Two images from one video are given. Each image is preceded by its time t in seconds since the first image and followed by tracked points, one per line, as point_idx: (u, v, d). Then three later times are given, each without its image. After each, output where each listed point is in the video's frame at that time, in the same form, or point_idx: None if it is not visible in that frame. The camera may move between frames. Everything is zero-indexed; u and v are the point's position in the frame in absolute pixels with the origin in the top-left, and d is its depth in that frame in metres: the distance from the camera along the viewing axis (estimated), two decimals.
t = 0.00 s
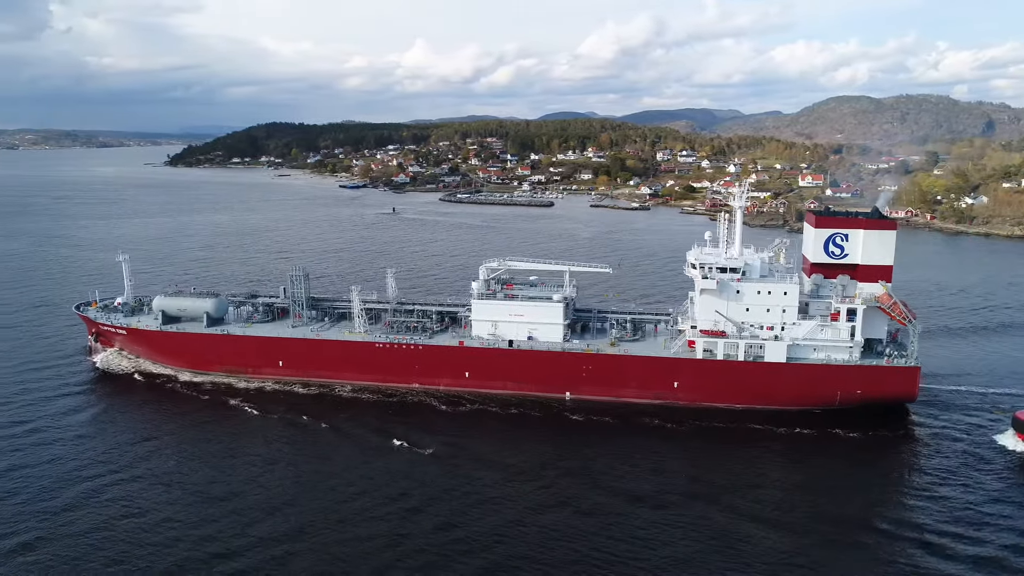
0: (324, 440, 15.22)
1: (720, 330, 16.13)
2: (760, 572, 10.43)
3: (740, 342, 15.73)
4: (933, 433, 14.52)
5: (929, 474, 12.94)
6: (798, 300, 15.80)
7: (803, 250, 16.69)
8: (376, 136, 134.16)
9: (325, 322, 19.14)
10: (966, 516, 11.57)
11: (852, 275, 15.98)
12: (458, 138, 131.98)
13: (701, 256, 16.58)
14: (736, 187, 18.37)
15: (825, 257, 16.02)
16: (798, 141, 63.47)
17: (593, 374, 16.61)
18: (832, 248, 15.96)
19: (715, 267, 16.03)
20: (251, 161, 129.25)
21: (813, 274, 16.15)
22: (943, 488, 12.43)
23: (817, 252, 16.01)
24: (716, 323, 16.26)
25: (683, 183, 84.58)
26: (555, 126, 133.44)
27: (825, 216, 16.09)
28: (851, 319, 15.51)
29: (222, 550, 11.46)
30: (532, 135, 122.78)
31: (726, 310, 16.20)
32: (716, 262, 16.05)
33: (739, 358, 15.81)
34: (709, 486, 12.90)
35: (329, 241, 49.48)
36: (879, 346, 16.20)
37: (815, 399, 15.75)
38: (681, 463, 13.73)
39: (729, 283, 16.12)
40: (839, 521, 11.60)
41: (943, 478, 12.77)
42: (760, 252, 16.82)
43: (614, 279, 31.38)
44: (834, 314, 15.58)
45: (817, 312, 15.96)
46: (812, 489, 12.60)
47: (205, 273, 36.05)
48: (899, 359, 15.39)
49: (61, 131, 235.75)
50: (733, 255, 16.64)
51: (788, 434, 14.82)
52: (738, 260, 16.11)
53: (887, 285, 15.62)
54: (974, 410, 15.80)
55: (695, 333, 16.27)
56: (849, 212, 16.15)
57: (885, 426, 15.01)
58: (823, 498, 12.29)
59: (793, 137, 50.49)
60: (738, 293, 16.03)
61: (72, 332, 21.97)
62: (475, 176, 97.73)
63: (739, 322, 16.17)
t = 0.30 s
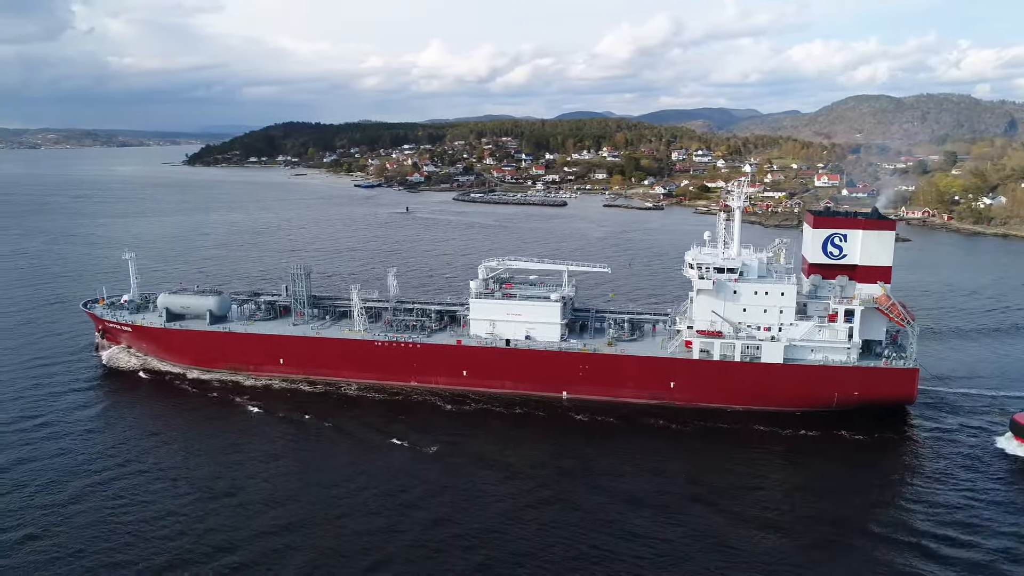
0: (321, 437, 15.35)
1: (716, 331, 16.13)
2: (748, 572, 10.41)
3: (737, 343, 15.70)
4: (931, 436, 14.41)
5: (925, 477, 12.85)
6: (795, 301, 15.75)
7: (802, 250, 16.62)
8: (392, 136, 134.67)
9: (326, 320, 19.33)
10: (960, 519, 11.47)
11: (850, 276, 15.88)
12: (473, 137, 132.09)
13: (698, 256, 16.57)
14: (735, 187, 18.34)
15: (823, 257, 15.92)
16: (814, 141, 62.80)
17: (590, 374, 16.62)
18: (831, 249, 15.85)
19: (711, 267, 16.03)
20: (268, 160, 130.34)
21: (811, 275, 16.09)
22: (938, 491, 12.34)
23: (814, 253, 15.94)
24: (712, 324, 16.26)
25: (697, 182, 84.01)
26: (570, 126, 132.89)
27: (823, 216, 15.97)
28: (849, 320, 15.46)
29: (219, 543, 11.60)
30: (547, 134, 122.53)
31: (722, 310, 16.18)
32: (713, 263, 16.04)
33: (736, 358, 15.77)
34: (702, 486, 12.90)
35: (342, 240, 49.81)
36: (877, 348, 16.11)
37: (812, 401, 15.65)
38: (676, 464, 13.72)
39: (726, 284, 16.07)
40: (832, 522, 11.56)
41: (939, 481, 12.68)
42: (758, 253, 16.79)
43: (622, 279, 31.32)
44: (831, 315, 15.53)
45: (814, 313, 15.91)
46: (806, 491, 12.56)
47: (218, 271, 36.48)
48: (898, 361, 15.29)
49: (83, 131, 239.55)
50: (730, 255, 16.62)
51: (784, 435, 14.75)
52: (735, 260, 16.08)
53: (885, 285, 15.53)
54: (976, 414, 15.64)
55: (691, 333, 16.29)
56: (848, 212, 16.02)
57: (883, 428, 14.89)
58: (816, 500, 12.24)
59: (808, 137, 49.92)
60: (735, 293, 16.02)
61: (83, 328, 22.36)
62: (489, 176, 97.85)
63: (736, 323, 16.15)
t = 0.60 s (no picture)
0: (322, 433, 15.51)
1: (715, 332, 16.09)
2: (741, 572, 10.44)
3: (735, 344, 15.67)
4: (932, 439, 14.32)
5: (923, 480, 12.78)
6: (794, 302, 15.69)
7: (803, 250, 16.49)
8: (409, 135, 135.21)
9: (329, 319, 19.52)
10: (956, 523, 11.41)
11: (851, 277, 15.73)
12: (490, 136, 132.17)
13: (698, 256, 16.51)
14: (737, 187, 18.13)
15: (824, 258, 15.78)
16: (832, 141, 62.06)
17: (589, 374, 16.66)
18: (831, 249, 15.69)
19: (711, 267, 15.98)
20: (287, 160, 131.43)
21: (811, 276, 15.98)
22: (936, 495, 12.26)
23: (814, 253, 15.82)
24: (711, 325, 16.23)
25: (714, 182, 83.41)
26: (587, 126, 132.38)
27: (824, 216, 15.83)
28: (849, 322, 15.43)
29: (220, 535, 11.78)
30: (563, 134, 122.28)
31: (721, 311, 16.13)
32: (712, 263, 15.99)
33: (735, 359, 15.74)
34: (699, 486, 12.91)
35: (357, 239, 50.13)
36: (878, 350, 16.05)
37: (812, 402, 15.57)
38: (673, 464, 13.74)
39: (725, 284, 16.01)
40: (827, 524, 11.54)
41: (937, 484, 12.61)
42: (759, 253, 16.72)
43: (633, 280, 31.23)
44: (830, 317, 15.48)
45: (814, 314, 15.82)
46: (802, 492, 12.54)
47: (232, 269, 36.88)
48: (898, 363, 15.21)
49: (107, 130, 242.96)
50: (730, 256, 16.55)
51: (783, 437, 14.70)
52: (734, 261, 16.03)
53: (885, 287, 15.38)
54: (980, 417, 15.50)
55: (690, 334, 16.26)
56: (849, 213, 15.89)
57: (883, 431, 14.79)
58: (813, 501, 12.22)
59: (825, 136, 49.40)
60: (734, 294, 15.97)
61: (96, 325, 22.75)
62: (506, 176, 97.93)
63: (734, 324, 16.12)
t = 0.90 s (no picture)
0: (322, 431, 15.68)
1: (713, 332, 16.06)
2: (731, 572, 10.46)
3: (733, 344, 15.63)
4: (931, 442, 14.21)
5: (920, 484, 12.68)
6: (793, 303, 15.63)
7: (803, 251, 16.46)
8: (426, 135, 135.79)
9: (332, 317, 19.71)
10: (950, 527, 11.31)
11: (851, 278, 15.71)
12: (507, 136, 132.31)
13: (698, 256, 16.45)
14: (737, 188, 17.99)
15: (824, 259, 15.75)
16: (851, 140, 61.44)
17: (587, 373, 16.71)
18: (831, 250, 15.65)
19: (710, 268, 15.95)
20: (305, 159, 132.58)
21: (811, 278, 15.96)
22: (931, 498, 12.18)
23: (814, 254, 15.79)
24: (710, 326, 16.19)
25: (731, 182, 82.92)
26: (604, 125, 131.90)
27: (824, 217, 15.77)
28: (848, 323, 15.31)
29: (219, 528, 11.96)
30: (580, 134, 122.13)
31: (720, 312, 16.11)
32: (711, 263, 15.94)
33: (732, 360, 15.70)
34: (693, 486, 12.91)
35: (373, 238, 50.45)
36: (878, 351, 15.92)
37: (809, 403, 15.51)
38: (668, 464, 13.74)
39: (724, 285, 15.99)
40: (820, 527, 11.52)
41: (933, 488, 12.50)
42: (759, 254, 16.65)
43: (643, 279, 31.18)
44: (830, 318, 15.37)
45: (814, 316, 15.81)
46: (795, 494, 12.51)
47: (247, 267, 37.31)
48: (897, 365, 15.10)
49: (131, 130, 247.11)
50: (730, 257, 16.50)
51: (779, 438, 14.66)
52: (733, 262, 15.99)
53: (886, 289, 15.38)
54: (982, 420, 15.35)
55: (688, 334, 16.24)
56: (849, 214, 15.85)
57: (879, 433, 14.72)
58: (806, 504, 12.17)
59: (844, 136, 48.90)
60: (732, 294, 15.95)
61: (107, 320, 23.13)
62: (522, 176, 98.03)
63: (733, 325, 16.09)
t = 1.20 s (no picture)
0: (321, 428, 15.85)
1: (711, 333, 16.03)
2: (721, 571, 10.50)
3: (730, 345, 15.59)
4: (928, 445, 14.13)
5: (914, 487, 12.63)
6: (791, 304, 15.59)
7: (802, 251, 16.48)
8: (442, 135, 136.06)
9: (333, 315, 19.89)
10: (940, 532, 11.26)
11: (850, 279, 15.77)
12: (522, 136, 132.22)
13: (696, 257, 16.38)
14: (736, 187, 17.85)
15: (823, 260, 15.79)
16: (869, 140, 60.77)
17: (585, 373, 16.77)
18: (829, 251, 15.72)
19: (707, 268, 15.90)
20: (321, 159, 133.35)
21: (810, 278, 15.99)
22: (926, 501, 12.13)
23: (813, 255, 15.84)
24: (707, 326, 16.16)
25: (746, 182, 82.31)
26: (620, 125, 131.26)
27: (823, 217, 15.81)
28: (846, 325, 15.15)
29: (218, 521, 12.13)
30: (595, 133, 121.76)
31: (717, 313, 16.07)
32: (709, 263, 15.89)
33: (729, 361, 15.65)
34: (688, 487, 12.91)
35: (385, 237, 50.67)
36: (877, 353, 15.83)
37: (806, 405, 15.47)
38: (663, 464, 13.77)
39: (721, 285, 15.98)
40: (811, 528, 11.50)
41: (927, 492, 12.43)
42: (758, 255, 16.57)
43: (652, 280, 31.08)
44: (828, 319, 15.28)
45: (813, 316, 15.83)
46: (789, 495, 12.49)
47: (260, 265, 37.64)
48: (895, 367, 15.04)
49: (151, 129, 250.11)
50: (729, 257, 16.44)
51: (776, 439, 14.63)
52: (731, 262, 15.92)
53: (884, 290, 15.50)
54: (983, 422, 15.22)
55: (685, 335, 16.21)
56: (848, 214, 15.87)
57: (877, 435, 14.66)
58: (799, 505, 12.16)
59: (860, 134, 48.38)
60: (730, 295, 15.93)
61: (117, 317, 23.48)
62: (536, 175, 97.96)
63: (731, 325, 16.05)
